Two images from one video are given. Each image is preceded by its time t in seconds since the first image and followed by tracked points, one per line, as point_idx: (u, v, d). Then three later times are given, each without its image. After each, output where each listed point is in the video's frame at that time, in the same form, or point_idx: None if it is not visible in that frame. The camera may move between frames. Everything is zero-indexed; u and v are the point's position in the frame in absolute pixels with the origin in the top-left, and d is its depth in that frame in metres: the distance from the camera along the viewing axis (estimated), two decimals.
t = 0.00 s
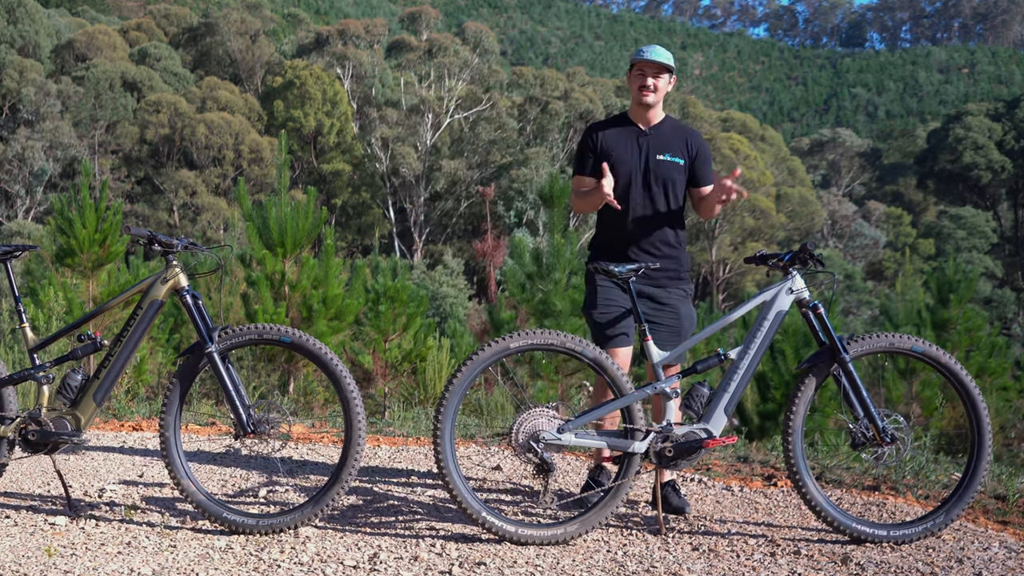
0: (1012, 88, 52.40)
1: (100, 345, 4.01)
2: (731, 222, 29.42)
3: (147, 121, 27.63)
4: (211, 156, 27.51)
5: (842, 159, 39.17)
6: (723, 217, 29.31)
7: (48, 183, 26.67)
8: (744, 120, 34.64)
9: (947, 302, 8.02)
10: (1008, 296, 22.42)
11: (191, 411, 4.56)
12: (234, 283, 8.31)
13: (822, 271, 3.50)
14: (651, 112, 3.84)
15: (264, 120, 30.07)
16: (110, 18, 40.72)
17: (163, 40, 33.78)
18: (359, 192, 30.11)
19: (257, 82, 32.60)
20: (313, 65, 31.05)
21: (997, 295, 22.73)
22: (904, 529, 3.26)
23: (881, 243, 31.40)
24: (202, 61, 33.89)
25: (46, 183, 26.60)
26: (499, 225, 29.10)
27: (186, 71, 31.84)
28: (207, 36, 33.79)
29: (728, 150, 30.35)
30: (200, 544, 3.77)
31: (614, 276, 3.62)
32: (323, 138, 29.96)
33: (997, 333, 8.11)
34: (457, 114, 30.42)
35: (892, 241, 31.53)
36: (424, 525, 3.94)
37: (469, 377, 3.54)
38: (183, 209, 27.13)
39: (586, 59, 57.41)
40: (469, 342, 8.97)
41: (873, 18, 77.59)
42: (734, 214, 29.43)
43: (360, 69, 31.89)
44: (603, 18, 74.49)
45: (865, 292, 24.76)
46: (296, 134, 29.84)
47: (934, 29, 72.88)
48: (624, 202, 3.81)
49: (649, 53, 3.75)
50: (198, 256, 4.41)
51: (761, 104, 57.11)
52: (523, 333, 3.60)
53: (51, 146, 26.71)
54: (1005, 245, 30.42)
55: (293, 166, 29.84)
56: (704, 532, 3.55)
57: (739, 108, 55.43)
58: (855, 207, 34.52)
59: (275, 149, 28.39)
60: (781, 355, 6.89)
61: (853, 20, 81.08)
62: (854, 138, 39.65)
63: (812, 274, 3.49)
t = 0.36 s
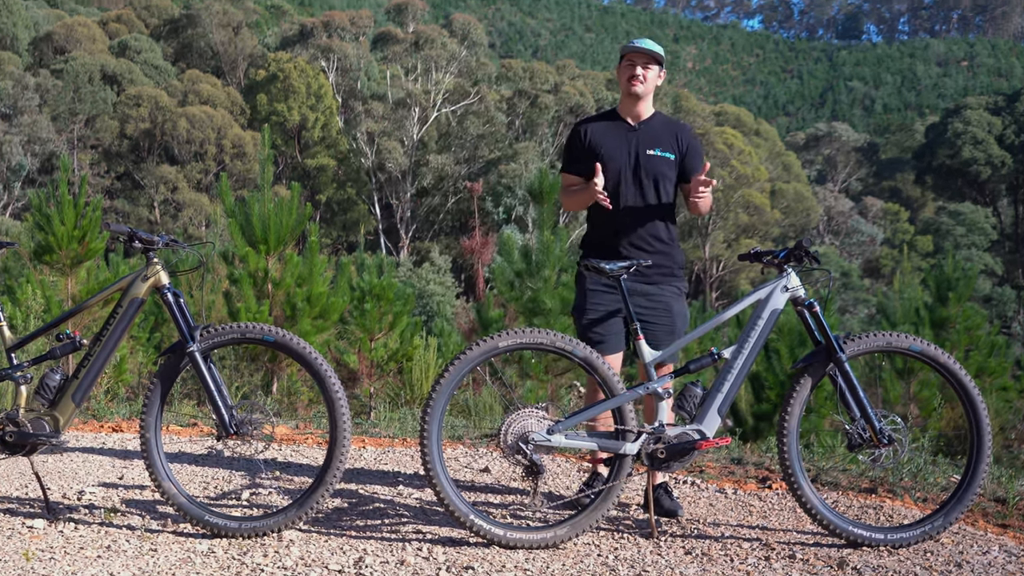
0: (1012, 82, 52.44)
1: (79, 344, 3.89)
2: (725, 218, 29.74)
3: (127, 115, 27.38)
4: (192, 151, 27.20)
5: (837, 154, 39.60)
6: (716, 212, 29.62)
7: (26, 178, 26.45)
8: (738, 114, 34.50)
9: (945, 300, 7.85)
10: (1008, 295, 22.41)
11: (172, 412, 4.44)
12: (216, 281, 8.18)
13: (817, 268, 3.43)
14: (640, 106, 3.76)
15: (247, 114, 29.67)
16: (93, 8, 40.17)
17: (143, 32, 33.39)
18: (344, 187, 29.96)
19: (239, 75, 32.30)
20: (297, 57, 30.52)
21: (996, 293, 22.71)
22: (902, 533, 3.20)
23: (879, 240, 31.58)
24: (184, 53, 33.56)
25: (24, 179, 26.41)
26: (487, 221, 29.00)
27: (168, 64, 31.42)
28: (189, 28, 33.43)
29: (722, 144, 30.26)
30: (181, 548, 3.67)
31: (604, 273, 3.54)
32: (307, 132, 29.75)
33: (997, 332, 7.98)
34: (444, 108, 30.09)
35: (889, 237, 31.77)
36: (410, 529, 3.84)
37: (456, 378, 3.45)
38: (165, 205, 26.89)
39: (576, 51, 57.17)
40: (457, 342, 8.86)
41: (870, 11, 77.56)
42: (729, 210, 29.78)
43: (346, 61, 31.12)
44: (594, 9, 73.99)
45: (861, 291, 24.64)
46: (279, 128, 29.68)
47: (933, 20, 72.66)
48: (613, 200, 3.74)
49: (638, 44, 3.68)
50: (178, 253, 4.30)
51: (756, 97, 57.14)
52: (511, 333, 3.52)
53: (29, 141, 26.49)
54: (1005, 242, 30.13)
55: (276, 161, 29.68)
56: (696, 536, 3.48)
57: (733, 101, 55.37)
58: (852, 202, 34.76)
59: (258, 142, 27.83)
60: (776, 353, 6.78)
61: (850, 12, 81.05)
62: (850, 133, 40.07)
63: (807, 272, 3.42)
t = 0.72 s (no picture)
0: (1010, 77, 52.70)
1: (58, 342, 3.77)
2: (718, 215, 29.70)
3: (107, 109, 27.04)
4: (173, 146, 26.92)
5: (833, 149, 39.52)
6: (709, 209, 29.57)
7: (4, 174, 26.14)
8: (730, 108, 34.42)
9: (944, 299, 7.46)
10: (1009, 293, 22.42)
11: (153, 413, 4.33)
12: (197, 279, 8.06)
13: (812, 265, 3.37)
14: (614, 103, 3.69)
15: (230, 107, 29.46)
16: None
17: (123, 24, 33.16)
18: (329, 182, 29.85)
19: (222, 67, 31.95)
20: (281, 50, 30.33)
21: (996, 291, 22.76)
22: (900, 536, 3.16)
23: (875, 237, 30.98)
24: (166, 46, 33.36)
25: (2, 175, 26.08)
26: (475, 218, 28.90)
27: (149, 57, 31.26)
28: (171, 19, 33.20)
29: (715, 138, 30.44)
30: (162, 552, 3.56)
31: (596, 271, 3.47)
32: (291, 126, 29.58)
33: (999, 331, 7.47)
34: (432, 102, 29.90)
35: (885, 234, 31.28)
36: (397, 532, 3.74)
37: (443, 377, 3.36)
38: (145, 201, 26.59)
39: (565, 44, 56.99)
40: (444, 340, 8.77)
41: (866, 4, 77.71)
42: (722, 206, 29.72)
43: (330, 54, 30.97)
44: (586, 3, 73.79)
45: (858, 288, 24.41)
46: (263, 121, 29.46)
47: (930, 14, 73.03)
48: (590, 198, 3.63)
49: (612, 39, 3.62)
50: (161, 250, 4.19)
51: (749, 92, 57.43)
52: (498, 332, 3.42)
53: (7, 135, 26.18)
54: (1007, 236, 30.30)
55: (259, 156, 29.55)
56: (689, 539, 3.40)
57: (726, 95, 55.44)
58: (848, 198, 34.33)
59: (241, 138, 27.71)
60: (768, 354, 6.33)
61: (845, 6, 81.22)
62: (846, 128, 39.97)
63: (803, 269, 3.36)
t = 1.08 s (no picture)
0: (1010, 70, 52.84)
1: (38, 342, 3.66)
2: (711, 212, 29.70)
3: (87, 103, 26.87)
4: (155, 140, 26.70)
5: (829, 143, 39.84)
6: (702, 206, 29.61)
7: None
8: (724, 102, 34.33)
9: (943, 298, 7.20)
10: (1009, 290, 22.43)
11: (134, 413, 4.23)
12: (180, 276, 7.93)
13: (807, 264, 3.32)
14: (588, 98, 3.62)
15: (213, 101, 29.17)
16: None
17: (104, 15, 32.84)
18: (314, 178, 29.71)
19: (203, 61, 31.71)
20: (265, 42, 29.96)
21: (994, 289, 22.78)
22: (898, 540, 3.11)
23: (872, 233, 31.12)
24: (146, 38, 33.10)
25: None
26: (464, 214, 28.75)
27: (130, 49, 31.01)
28: (152, 12, 32.95)
29: (708, 132, 30.07)
30: (143, 555, 3.45)
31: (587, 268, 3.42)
32: (275, 121, 29.31)
33: (998, 329, 7.19)
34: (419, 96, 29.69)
35: (883, 231, 31.38)
36: (384, 536, 3.65)
37: (431, 378, 3.28)
38: (127, 196, 26.36)
39: (555, 37, 56.82)
40: (432, 339, 8.67)
41: None
42: (715, 203, 29.73)
43: (315, 46, 30.67)
44: None
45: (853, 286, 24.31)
46: (246, 116, 29.20)
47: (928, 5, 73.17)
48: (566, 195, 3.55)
49: (590, 33, 3.52)
50: (143, 245, 4.07)
51: (745, 85, 58.01)
52: (485, 331, 3.33)
53: None
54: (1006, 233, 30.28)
55: (243, 151, 29.33)
56: (683, 542, 3.33)
57: (719, 89, 55.49)
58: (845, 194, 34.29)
59: (224, 132, 27.50)
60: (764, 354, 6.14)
61: None
62: (843, 123, 40.22)
63: (798, 268, 3.30)
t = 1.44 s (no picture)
0: (1011, 68, 52.85)
1: (31, 342, 3.62)
2: (709, 211, 29.72)
3: (81, 101, 26.77)
4: (149, 138, 26.64)
5: (828, 141, 39.92)
6: (700, 204, 29.64)
7: None
8: (722, 100, 34.33)
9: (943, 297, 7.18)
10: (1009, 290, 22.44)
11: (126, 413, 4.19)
12: (174, 276, 7.89)
13: (806, 263, 3.30)
14: (580, 98, 3.59)
15: (207, 99, 29.07)
16: None
17: (97, 12, 32.69)
18: (309, 177, 29.65)
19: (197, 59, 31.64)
20: (259, 40, 29.84)
21: (993, 288, 22.79)
22: (897, 541, 3.09)
23: (870, 233, 30.98)
24: (140, 36, 33.01)
25: None
26: (461, 212, 28.70)
27: (123, 47, 30.90)
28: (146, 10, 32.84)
29: (706, 131, 29.88)
30: (137, 557, 3.42)
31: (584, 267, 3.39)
32: (270, 119, 29.22)
33: (998, 329, 7.15)
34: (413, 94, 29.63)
35: (882, 230, 31.37)
36: (379, 537, 3.63)
37: (427, 378, 3.26)
38: (121, 195, 26.30)
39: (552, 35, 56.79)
40: (428, 339, 8.64)
41: None
42: (713, 202, 29.78)
43: (310, 44, 30.52)
44: None
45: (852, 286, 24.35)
46: (241, 114, 29.10)
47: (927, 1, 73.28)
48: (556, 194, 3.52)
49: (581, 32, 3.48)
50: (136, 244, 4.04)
51: (744, 83, 58.24)
52: (482, 331, 3.30)
53: None
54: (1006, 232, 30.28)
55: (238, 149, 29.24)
56: (681, 544, 3.31)
57: (717, 87, 55.51)
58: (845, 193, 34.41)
59: (218, 130, 27.42)
60: (763, 353, 6.11)
61: None
62: (841, 121, 40.38)
63: (797, 267, 3.27)
